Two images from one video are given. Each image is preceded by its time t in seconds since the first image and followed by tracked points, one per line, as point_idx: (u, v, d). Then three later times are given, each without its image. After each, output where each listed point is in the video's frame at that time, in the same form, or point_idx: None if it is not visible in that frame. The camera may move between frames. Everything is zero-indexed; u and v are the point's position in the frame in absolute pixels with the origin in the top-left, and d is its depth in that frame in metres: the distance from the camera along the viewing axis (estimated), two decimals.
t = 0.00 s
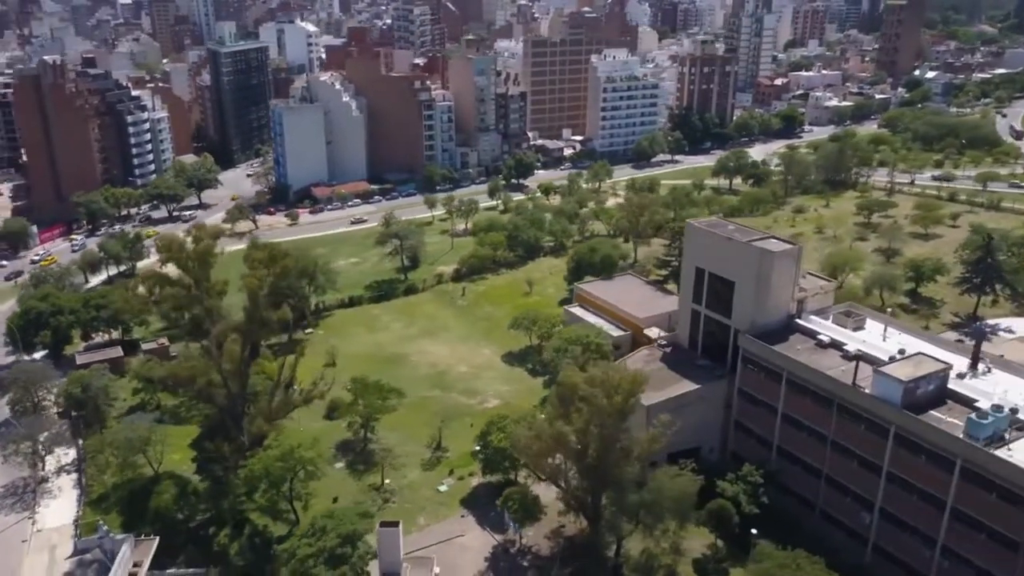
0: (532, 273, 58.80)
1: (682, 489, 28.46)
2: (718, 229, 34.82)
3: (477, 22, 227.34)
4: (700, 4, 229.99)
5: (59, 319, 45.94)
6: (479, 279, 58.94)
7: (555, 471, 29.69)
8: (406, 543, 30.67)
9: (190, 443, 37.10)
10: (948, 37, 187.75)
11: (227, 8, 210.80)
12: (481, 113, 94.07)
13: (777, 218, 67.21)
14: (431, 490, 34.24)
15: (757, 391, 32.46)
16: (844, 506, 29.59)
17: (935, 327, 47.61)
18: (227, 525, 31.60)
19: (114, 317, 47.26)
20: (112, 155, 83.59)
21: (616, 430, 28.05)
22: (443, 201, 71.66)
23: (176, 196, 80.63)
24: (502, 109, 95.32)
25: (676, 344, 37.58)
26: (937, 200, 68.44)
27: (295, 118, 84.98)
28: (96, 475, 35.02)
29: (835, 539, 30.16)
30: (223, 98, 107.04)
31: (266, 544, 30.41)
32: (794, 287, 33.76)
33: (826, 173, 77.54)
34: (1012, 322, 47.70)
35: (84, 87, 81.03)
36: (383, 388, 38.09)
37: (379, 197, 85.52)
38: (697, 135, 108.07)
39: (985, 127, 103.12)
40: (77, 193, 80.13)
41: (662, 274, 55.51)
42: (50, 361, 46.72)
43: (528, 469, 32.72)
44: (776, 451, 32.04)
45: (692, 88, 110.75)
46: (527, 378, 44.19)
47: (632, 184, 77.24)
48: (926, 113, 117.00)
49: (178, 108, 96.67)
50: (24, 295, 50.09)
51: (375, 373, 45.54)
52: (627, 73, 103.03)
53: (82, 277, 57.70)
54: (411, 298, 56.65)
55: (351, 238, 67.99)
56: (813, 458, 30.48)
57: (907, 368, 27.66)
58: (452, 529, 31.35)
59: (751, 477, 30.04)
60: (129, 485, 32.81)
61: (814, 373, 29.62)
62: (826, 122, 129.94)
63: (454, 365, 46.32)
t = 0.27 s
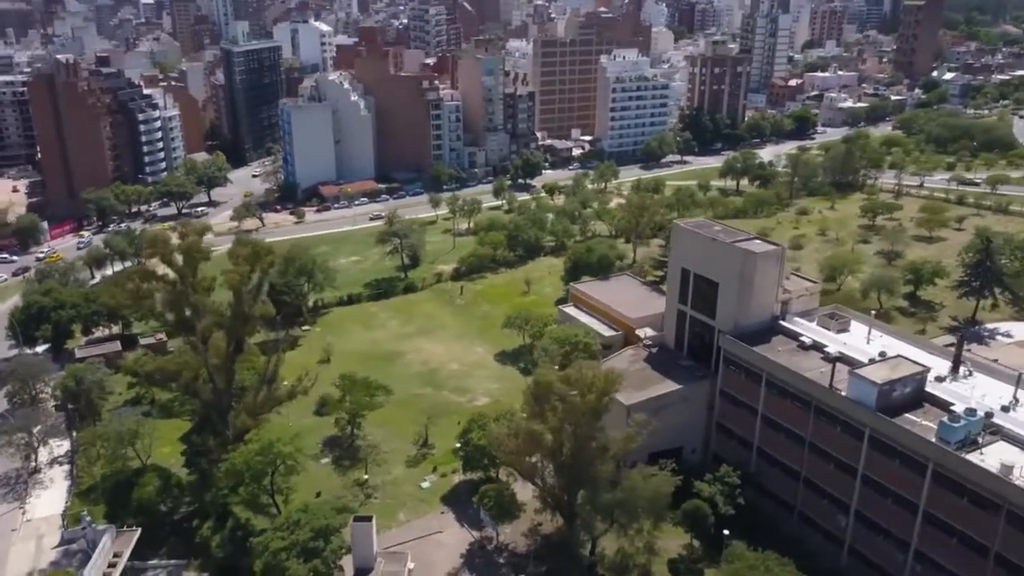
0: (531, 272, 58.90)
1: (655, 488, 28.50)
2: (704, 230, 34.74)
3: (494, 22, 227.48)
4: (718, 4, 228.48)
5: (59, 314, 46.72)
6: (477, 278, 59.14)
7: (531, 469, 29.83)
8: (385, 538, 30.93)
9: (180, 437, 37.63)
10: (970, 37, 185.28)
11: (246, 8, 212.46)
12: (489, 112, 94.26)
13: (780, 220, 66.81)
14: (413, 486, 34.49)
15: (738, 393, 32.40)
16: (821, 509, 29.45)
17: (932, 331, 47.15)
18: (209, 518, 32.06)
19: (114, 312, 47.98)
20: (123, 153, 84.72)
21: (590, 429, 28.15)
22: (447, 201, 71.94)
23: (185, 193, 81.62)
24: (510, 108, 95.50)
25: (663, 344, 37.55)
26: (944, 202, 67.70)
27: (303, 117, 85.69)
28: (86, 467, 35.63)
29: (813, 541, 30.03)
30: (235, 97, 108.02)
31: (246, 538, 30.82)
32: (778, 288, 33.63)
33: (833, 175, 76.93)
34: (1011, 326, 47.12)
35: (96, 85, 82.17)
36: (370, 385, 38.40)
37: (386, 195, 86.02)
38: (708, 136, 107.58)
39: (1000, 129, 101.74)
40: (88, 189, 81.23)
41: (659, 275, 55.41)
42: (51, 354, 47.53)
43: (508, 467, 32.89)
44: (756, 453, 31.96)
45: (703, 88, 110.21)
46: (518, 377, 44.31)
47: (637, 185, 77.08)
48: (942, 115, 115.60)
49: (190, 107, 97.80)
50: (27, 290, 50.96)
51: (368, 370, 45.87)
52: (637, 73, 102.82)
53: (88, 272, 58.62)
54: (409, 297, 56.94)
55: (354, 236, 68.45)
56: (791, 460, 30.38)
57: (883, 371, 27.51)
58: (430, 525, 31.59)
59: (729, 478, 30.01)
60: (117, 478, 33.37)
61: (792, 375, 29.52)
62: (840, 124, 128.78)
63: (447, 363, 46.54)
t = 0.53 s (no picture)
0: (529, 271, 58.98)
1: (633, 487, 28.52)
2: (691, 229, 34.67)
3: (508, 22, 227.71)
4: (734, 4, 227.24)
5: (60, 308, 47.38)
6: (476, 277, 59.29)
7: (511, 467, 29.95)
8: (367, 534, 31.16)
9: (172, 430, 38.07)
10: (989, 38, 183.16)
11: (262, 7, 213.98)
12: (496, 112, 94.42)
13: (783, 220, 66.47)
14: (399, 482, 34.71)
15: (721, 393, 32.34)
16: (801, 510, 29.35)
17: (929, 333, 46.78)
18: (195, 511, 32.45)
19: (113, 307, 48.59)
20: (133, 150, 85.82)
21: (568, 427, 28.22)
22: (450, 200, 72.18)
23: (193, 190, 82.41)
24: (517, 108, 95.60)
25: (651, 344, 37.50)
26: (950, 204, 67.07)
27: (310, 115, 86.28)
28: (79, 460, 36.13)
29: (794, 542, 29.93)
30: (246, 96, 108.93)
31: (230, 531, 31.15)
32: (764, 289, 33.52)
33: (839, 176, 76.40)
34: (1010, 329, 46.66)
35: (107, 84, 83.33)
36: (360, 382, 38.66)
37: (392, 194, 86.41)
38: (717, 136, 107.16)
39: (1014, 130, 100.55)
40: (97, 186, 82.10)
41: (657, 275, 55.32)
42: (52, 348, 48.20)
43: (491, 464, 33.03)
44: (739, 453, 31.89)
45: (712, 88, 109.74)
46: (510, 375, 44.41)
47: (641, 185, 76.97)
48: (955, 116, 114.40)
49: (201, 105, 98.80)
50: (30, 285, 51.70)
51: (362, 367, 46.17)
52: (646, 73, 102.58)
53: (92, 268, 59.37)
54: (408, 295, 57.20)
55: (356, 234, 68.84)
56: (773, 461, 30.29)
57: (862, 372, 27.37)
58: (412, 521, 31.79)
59: (709, 479, 30.00)
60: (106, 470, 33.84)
61: (773, 375, 29.44)
62: (853, 125, 127.78)
63: (440, 361, 46.73)
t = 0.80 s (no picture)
0: (528, 271, 59.09)
1: (608, 486, 28.58)
2: (675, 230, 34.61)
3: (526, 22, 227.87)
4: (752, 4, 225.84)
5: (61, 303, 48.18)
6: (476, 276, 59.49)
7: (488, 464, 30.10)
8: (347, 529, 31.46)
9: (163, 424, 38.62)
10: (1011, 39, 180.58)
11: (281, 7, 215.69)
12: (505, 111, 94.59)
13: (786, 222, 66.08)
14: (382, 479, 34.98)
15: (702, 394, 32.29)
16: (778, 512, 29.25)
17: (926, 337, 46.37)
18: (180, 503, 32.93)
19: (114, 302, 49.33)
20: (144, 148, 86.91)
21: (542, 425, 28.34)
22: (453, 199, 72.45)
23: (202, 188, 83.34)
24: (525, 107, 95.69)
25: (638, 344, 37.44)
26: (956, 206, 66.30)
27: (319, 113, 86.93)
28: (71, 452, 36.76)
29: (771, 544, 29.83)
30: (259, 94, 109.92)
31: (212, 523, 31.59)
32: (748, 290, 33.39)
33: (847, 177, 75.74)
34: (1009, 334, 46.12)
35: (119, 82, 84.39)
36: (348, 378, 38.97)
37: (399, 193, 86.83)
38: (727, 137, 106.60)
39: None
40: (110, 183, 83.22)
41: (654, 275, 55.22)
42: (53, 342, 49.02)
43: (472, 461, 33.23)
44: (719, 454, 31.83)
45: (723, 89, 109.18)
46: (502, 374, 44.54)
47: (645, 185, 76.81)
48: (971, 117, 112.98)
49: (212, 103, 99.83)
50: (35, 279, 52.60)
51: (356, 364, 46.52)
52: (656, 73, 102.24)
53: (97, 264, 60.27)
54: (407, 293, 57.52)
55: (360, 232, 69.32)
56: (751, 463, 30.20)
57: (837, 374, 27.23)
58: (392, 517, 32.07)
59: (687, 480, 30.00)
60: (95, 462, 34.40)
61: (750, 376, 29.36)
62: (867, 126, 126.56)
63: (433, 359, 46.99)
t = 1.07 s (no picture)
0: (527, 270, 59.22)
1: (585, 485, 28.63)
2: (662, 230, 34.53)
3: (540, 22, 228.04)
4: (769, 4, 224.24)
5: (62, 298, 48.92)
6: (475, 275, 59.66)
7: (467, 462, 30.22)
8: (330, 525, 31.70)
9: (156, 419, 39.08)
10: None
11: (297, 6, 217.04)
12: (512, 111, 94.74)
13: (789, 223, 65.73)
14: (368, 476, 35.22)
15: (686, 395, 32.22)
16: (757, 513, 29.16)
17: (922, 340, 45.96)
18: (168, 497, 33.35)
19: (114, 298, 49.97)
20: (154, 146, 87.77)
21: (520, 424, 28.42)
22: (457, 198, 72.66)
23: (210, 186, 84.11)
24: (533, 107, 95.77)
25: (626, 344, 37.42)
26: (962, 209, 65.60)
27: (326, 112, 87.48)
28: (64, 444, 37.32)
29: (750, 546, 29.76)
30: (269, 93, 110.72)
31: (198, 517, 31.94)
32: (733, 290, 33.25)
33: (852, 179, 75.21)
34: (1007, 338, 45.61)
35: (130, 81, 85.23)
36: (338, 376, 39.25)
37: (405, 192, 87.23)
38: (736, 138, 106.03)
39: None
40: (119, 181, 84.03)
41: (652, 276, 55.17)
42: (55, 337, 49.74)
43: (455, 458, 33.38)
44: (701, 455, 31.77)
45: (733, 89, 108.68)
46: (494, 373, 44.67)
47: (649, 186, 76.69)
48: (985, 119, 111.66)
49: (222, 101, 100.65)
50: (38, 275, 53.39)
51: (351, 362, 46.83)
52: (664, 73, 101.88)
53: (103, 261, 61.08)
54: (406, 292, 57.80)
55: (363, 231, 69.71)
56: (732, 464, 30.13)
57: (815, 376, 27.09)
58: (375, 513, 32.33)
59: (666, 480, 30.01)
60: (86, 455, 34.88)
61: (730, 377, 29.28)
62: (880, 127, 125.44)
63: (427, 357, 47.17)
